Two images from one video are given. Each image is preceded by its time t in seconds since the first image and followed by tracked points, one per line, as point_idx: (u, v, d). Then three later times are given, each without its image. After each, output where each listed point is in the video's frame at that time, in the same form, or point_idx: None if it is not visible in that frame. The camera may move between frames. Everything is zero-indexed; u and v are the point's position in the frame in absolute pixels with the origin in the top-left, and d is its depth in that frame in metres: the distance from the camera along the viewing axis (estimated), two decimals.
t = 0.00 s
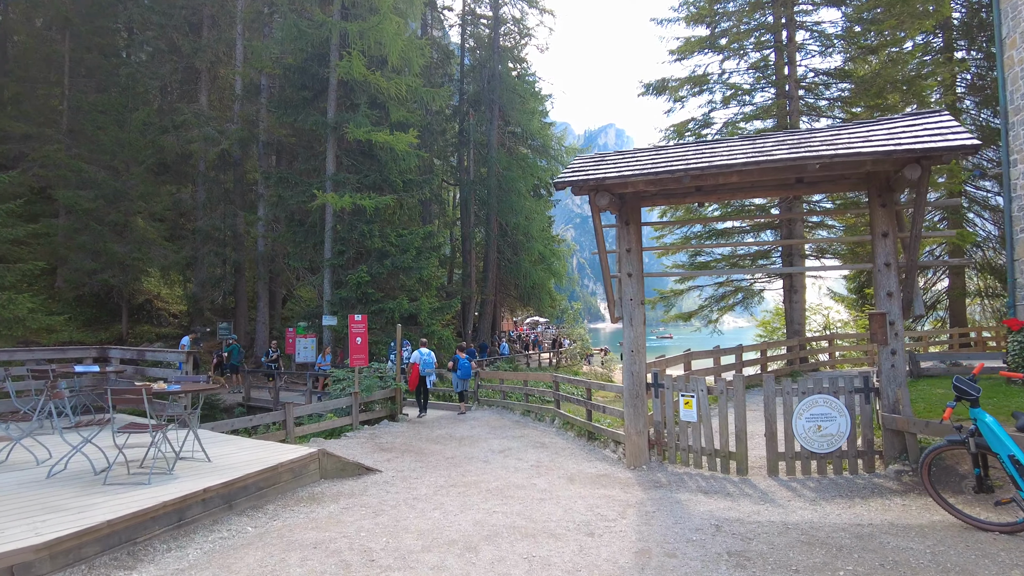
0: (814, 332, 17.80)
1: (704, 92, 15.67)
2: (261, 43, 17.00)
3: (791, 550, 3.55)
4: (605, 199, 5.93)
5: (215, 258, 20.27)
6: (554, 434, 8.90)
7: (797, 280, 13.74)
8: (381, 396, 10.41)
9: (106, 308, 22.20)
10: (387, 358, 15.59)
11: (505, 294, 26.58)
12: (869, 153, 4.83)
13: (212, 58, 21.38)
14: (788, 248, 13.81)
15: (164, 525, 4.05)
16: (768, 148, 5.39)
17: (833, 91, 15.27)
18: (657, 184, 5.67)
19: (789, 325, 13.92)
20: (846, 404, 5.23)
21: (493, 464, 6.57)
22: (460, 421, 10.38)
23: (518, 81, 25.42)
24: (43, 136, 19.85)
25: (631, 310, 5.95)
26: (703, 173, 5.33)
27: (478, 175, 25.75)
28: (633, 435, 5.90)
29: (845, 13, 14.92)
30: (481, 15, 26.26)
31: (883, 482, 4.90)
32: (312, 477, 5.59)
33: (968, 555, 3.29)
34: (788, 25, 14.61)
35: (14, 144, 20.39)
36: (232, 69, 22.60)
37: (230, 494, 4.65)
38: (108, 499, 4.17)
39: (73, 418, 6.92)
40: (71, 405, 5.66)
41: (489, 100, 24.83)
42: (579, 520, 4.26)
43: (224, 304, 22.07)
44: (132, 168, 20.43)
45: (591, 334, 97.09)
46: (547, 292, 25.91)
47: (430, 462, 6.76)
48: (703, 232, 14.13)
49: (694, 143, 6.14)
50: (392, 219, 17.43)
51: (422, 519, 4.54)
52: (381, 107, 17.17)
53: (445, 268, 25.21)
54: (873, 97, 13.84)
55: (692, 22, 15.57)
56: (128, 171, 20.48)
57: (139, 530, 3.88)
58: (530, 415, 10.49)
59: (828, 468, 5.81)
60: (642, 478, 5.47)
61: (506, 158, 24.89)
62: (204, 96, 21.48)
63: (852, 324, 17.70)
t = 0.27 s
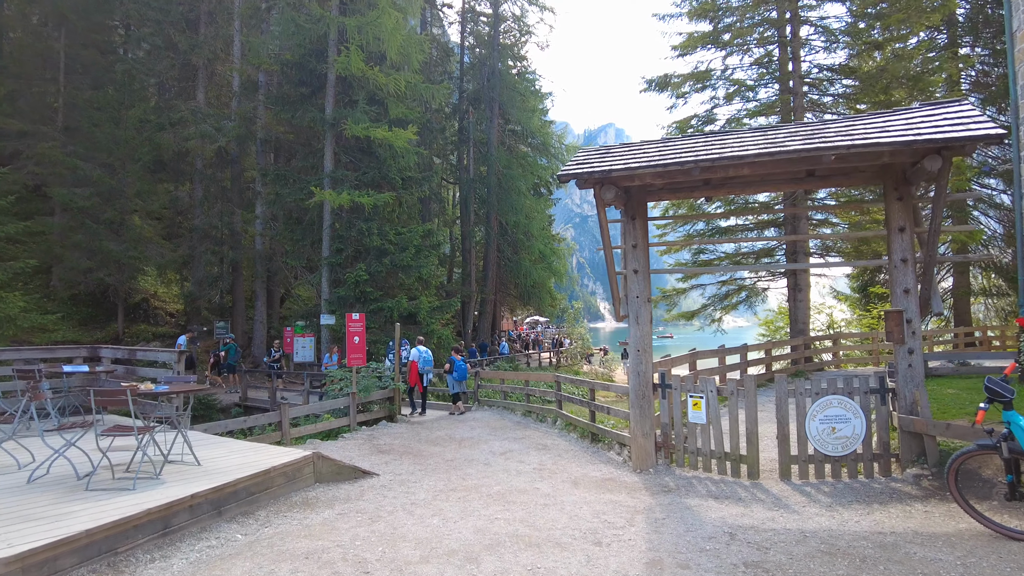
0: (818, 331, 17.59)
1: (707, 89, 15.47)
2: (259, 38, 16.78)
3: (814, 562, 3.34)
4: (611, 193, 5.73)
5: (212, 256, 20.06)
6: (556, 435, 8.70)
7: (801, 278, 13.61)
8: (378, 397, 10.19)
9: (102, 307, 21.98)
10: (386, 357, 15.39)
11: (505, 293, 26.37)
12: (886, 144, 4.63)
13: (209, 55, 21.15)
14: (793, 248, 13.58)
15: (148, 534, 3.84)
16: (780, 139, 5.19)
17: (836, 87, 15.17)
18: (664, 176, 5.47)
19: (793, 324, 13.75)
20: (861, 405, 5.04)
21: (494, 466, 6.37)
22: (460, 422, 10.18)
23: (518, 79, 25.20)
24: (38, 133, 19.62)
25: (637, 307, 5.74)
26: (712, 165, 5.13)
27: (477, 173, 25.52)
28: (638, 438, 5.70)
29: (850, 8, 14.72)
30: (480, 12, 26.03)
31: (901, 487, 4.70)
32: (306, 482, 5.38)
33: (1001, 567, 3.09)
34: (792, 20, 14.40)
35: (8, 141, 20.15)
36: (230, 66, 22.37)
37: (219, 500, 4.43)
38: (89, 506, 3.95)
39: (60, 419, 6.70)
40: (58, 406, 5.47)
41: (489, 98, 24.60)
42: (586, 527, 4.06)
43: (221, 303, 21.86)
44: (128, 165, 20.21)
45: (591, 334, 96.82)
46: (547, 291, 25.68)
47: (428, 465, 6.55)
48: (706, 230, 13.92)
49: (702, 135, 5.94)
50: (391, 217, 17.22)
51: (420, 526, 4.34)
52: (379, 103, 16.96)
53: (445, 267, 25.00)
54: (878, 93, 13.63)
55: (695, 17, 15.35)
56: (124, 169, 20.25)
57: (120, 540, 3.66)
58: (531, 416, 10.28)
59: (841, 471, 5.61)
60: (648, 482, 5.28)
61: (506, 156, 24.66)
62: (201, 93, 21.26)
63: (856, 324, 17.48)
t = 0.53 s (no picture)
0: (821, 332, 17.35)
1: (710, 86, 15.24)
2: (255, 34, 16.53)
3: None
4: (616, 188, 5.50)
5: (208, 255, 19.81)
6: (558, 438, 8.46)
7: (806, 278, 13.37)
8: (374, 398, 9.96)
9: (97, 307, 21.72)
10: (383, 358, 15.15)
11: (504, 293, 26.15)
12: (907, 135, 4.40)
13: (205, 51, 20.89)
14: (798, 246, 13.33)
15: (124, 549, 3.60)
16: (793, 131, 4.97)
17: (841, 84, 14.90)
18: (671, 170, 5.26)
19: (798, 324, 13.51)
20: (877, 410, 4.81)
21: (493, 472, 6.13)
22: (459, 424, 9.96)
23: (517, 77, 24.97)
24: (31, 130, 19.36)
25: (642, 307, 5.52)
26: (722, 158, 4.90)
27: (476, 172, 25.29)
28: (644, 443, 5.47)
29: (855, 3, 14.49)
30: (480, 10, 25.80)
31: (922, 496, 4.46)
32: (296, 489, 5.15)
33: None
34: (796, 15, 14.18)
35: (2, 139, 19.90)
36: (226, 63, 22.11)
37: (203, 511, 4.20)
38: (63, 519, 3.71)
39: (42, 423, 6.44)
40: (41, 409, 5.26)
41: (488, 96, 24.36)
42: (591, 541, 3.83)
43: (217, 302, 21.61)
44: (123, 163, 19.96)
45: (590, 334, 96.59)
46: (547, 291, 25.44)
47: (425, 471, 6.32)
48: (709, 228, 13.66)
49: (709, 128, 5.72)
50: (389, 216, 16.99)
51: (415, 538, 4.11)
52: (377, 100, 16.73)
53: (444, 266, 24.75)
54: (884, 90, 13.37)
55: (697, 13, 15.13)
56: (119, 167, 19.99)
57: (95, 556, 3.43)
58: (532, 419, 10.06)
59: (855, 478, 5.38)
60: (655, 490, 5.05)
61: (506, 154, 24.43)
62: (197, 90, 21.00)
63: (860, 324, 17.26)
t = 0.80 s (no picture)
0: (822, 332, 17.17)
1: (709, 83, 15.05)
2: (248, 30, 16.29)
3: None
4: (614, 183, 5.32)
5: (202, 255, 19.57)
6: (555, 441, 8.26)
7: (807, 277, 13.20)
8: (368, 400, 9.74)
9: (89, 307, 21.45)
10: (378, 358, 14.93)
11: (502, 293, 25.94)
12: (917, 126, 4.22)
13: (199, 48, 20.63)
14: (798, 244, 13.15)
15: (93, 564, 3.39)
16: (797, 123, 4.79)
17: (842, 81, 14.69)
18: (672, 164, 5.08)
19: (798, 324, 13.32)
20: (885, 413, 4.62)
21: (487, 478, 5.92)
22: (454, 426, 9.75)
23: (515, 75, 24.76)
24: (22, 128, 19.10)
25: (641, 307, 5.33)
26: (724, 151, 4.72)
27: (474, 171, 25.08)
28: (643, 448, 5.28)
29: None
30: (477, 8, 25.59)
31: (933, 504, 4.27)
32: (282, 497, 4.94)
33: None
34: (796, 11, 14.00)
35: None
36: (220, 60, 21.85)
37: (181, 521, 3.99)
38: (29, 531, 3.50)
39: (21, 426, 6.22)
40: (17, 412, 5.06)
41: (486, 94, 24.15)
42: (587, 553, 3.63)
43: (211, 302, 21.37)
44: (115, 162, 19.71)
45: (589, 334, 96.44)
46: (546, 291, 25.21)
47: (418, 476, 6.11)
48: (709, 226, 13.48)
49: (711, 121, 5.55)
50: (384, 215, 16.77)
51: (403, 550, 3.90)
52: (373, 97, 16.50)
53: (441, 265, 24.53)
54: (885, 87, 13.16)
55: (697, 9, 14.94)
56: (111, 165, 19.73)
57: (59, 572, 3.22)
58: (529, 421, 9.85)
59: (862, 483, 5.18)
60: (655, 497, 4.85)
61: (504, 153, 24.22)
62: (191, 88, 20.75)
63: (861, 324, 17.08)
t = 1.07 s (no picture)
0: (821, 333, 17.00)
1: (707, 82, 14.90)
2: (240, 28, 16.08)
3: None
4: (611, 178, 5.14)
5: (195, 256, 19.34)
6: (550, 445, 8.05)
7: (806, 276, 13.02)
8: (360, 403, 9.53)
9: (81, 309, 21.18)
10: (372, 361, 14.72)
11: (498, 294, 25.72)
12: (925, 117, 4.06)
13: (192, 48, 20.40)
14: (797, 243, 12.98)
15: None
16: (800, 115, 4.63)
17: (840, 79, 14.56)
18: (670, 159, 4.91)
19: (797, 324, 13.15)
20: (892, 416, 4.45)
21: (480, 484, 5.72)
22: (448, 430, 9.54)
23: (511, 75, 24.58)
24: (12, 129, 18.85)
25: (639, 306, 5.15)
26: (725, 144, 4.55)
27: (470, 172, 24.89)
28: (642, 452, 5.10)
29: None
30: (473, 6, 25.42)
31: (943, 511, 4.09)
32: (265, 506, 4.74)
33: None
34: (795, 9, 13.86)
35: None
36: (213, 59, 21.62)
37: (156, 533, 3.79)
38: None
39: None
40: None
41: (482, 94, 23.96)
42: (583, 566, 3.44)
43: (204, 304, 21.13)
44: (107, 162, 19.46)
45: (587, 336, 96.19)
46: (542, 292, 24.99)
47: (408, 483, 5.91)
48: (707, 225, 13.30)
49: (710, 114, 5.39)
50: (378, 215, 16.56)
51: (388, 562, 3.71)
52: (366, 96, 16.31)
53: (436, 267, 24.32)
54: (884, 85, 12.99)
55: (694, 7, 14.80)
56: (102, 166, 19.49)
57: None
58: (524, 424, 9.65)
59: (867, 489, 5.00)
60: (653, 504, 4.66)
61: (500, 153, 24.04)
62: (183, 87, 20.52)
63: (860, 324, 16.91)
